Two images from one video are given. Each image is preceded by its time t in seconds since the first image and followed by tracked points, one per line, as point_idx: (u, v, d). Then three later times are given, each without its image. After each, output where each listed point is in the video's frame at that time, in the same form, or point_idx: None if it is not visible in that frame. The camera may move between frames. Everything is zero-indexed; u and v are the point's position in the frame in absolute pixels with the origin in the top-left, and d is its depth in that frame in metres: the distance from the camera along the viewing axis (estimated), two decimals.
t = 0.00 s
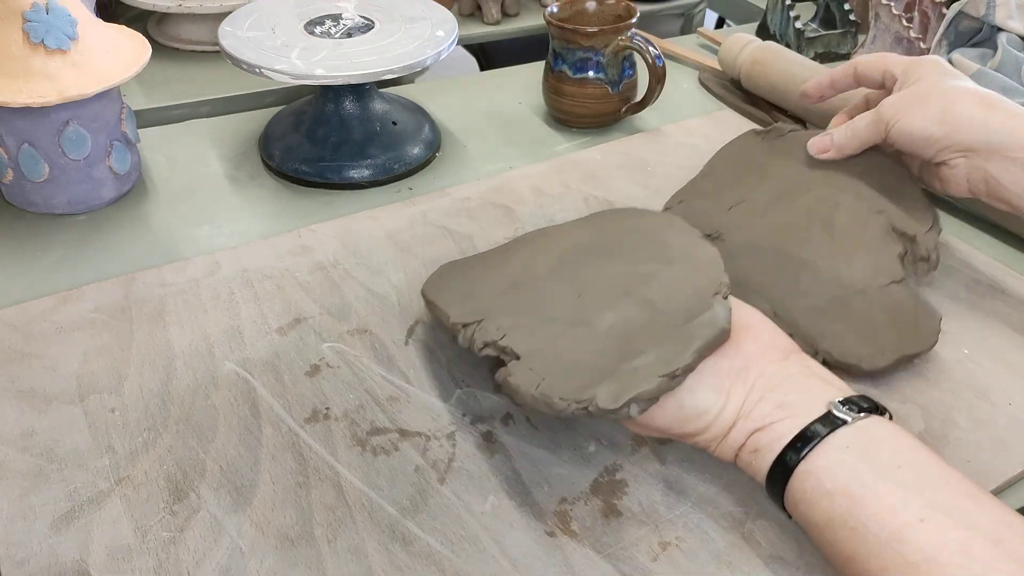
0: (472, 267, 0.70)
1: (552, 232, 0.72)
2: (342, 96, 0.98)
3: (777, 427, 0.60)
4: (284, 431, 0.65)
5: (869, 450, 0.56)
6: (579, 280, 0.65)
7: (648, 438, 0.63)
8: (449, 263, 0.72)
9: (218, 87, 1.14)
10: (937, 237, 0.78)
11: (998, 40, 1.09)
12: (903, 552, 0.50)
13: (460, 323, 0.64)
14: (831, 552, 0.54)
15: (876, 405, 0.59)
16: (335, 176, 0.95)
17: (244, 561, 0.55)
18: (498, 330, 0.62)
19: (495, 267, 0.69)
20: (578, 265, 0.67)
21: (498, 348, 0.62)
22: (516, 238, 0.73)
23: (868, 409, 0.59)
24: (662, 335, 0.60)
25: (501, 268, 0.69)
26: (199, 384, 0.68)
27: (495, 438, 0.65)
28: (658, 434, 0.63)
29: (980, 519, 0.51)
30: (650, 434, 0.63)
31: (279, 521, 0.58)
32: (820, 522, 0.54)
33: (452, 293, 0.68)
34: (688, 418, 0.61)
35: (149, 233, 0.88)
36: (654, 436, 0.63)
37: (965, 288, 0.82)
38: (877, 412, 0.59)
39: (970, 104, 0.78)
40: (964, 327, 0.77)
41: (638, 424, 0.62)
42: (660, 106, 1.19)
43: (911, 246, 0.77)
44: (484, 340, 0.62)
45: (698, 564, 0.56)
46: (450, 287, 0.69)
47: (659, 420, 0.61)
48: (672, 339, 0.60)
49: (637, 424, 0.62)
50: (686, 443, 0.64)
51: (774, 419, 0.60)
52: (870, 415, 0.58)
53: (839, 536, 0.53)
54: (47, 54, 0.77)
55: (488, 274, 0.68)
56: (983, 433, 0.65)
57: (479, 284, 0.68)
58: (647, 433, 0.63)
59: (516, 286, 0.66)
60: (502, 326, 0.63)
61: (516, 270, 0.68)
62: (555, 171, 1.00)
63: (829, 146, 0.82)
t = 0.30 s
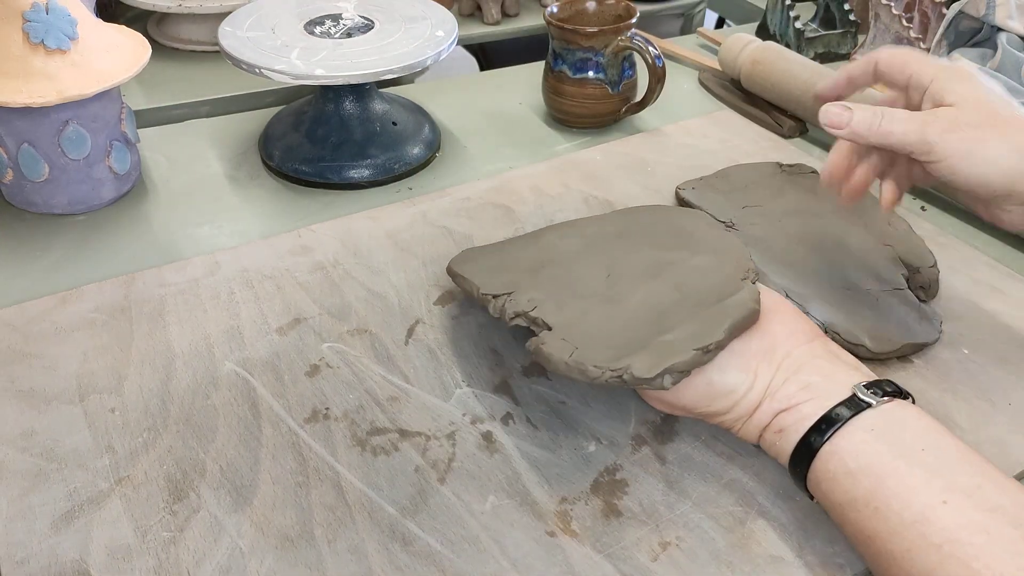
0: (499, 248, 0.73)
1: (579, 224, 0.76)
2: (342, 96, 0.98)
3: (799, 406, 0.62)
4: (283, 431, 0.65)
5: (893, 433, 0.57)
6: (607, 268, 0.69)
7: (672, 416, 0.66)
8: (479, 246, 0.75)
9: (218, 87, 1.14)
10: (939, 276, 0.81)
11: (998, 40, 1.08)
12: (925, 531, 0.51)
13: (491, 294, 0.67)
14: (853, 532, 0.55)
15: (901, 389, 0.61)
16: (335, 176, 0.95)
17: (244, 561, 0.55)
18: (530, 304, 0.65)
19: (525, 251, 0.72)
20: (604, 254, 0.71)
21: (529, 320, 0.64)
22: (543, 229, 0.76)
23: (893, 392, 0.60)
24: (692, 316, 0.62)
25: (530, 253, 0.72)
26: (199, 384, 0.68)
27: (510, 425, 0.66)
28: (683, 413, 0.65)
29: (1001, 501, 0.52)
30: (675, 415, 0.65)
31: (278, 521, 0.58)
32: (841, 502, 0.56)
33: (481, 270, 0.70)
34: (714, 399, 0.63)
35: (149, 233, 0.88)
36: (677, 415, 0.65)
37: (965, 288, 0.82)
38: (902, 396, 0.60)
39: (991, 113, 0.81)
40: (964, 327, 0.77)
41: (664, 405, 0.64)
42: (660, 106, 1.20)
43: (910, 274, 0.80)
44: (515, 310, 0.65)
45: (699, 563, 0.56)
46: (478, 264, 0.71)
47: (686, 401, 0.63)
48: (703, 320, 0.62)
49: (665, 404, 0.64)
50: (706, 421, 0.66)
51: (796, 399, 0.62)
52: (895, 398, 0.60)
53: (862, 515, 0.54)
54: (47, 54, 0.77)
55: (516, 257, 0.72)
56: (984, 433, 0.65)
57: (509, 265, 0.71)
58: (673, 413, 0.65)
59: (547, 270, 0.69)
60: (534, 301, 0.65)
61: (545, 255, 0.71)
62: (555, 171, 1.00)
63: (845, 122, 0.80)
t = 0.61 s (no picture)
0: (492, 254, 0.75)
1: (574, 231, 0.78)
2: (342, 96, 0.98)
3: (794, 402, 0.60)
4: (283, 431, 0.65)
5: (897, 439, 0.55)
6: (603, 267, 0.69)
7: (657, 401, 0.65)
8: (475, 251, 0.77)
9: (218, 87, 1.14)
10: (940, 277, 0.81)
11: (998, 40, 1.10)
12: (930, 537, 0.50)
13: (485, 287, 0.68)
14: (854, 536, 0.53)
15: (903, 397, 0.59)
16: (335, 176, 0.95)
17: (244, 561, 0.55)
18: (523, 292, 0.66)
19: (518, 254, 0.74)
20: (599, 255, 0.72)
21: (521, 305, 0.65)
22: (537, 237, 0.78)
23: (894, 398, 0.59)
24: (689, 298, 0.62)
25: (523, 255, 0.73)
26: (199, 384, 0.68)
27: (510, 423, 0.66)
28: (668, 398, 0.64)
29: (1008, 517, 0.50)
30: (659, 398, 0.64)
31: (279, 522, 0.58)
32: (842, 504, 0.54)
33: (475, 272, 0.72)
34: (700, 380, 0.62)
35: (149, 233, 0.88)
36: (664, 401, 0.64)
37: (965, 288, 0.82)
38: (903, 403, 0.59)
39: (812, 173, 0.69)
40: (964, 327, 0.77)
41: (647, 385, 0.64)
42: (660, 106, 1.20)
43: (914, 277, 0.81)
44: (507, 297, 0.66)
45: (699, 564, 0.56)
46: (471, 268, 0.73)
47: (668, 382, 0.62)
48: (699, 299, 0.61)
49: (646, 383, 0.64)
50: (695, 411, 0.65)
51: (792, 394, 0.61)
52: (897, 403, 0.58)
53: (865, 520, 0.52)
54: (47, 54, 0.77)
55: (510, 260, 0.73)
56: (984, 433, 0.65)
57: (502, 267, 0.72)
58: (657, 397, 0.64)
59: (542, 270, 0.70)
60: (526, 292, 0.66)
61: (537, 258, 0.73)
62: (555, 171, 1.00)
63: (721, 216, 0.71)
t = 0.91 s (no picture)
0: (494, 299, 0.77)
1: (561, 267, 0.81)
2: (342, 96, 0.98)
3: None
4: (284, 431, 0.65)
5: None
6: (603, 321, 0.74)
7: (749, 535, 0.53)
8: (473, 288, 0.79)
9: (218, 87, 1.14)
10: (939, 276, 0.81)
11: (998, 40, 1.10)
12: None
13: (513, 404, 0.66)
14: None
15: None
16: (335, 176, 0.95)
17: (244, 561, 0.55)
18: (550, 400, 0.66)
19: (520, 306, 0.76)
20: (596, 305, 0.76)
21: (553, 432, 0.64)
22: (528, 270, 0.81)
23: None
24: (692, 370, 0.68)
25: (526, 309, 0.76)
26: (199, 384, 0.68)
27: (511, 421, 0.66)
28: (762, 536, 0.53)
29: None
30: (750, 535, 0.53)
31: (278, 522, 0.58)
32: None
33: (484, 334, 0.73)
34: (800, 519, 0.50)
35: (149, 233, 0.88)
36: (758, 538, 0.53)
37: (965, 287, 0.82)
38: None
39: (898, 190, 0.57)
40: (965, 327, 0.77)
41: (738, 513, 0.53)
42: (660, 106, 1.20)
43: (910, 274, 0.82)
44: (540, 425, 0.64)
45: (699, 564, 0.56)
46: (478, 325, 0.74)
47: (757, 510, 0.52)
48: (698, 373, 0.68)
49: (732, 509, 0.54)
50: None
51: None
52: None
53: None
54: (47, 54, 0.77)
55: (515, 314, 0.75)
56: (984, 434, 0.65)
57: (509, 327, 0.74)
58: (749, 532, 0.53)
59: (547, 327, 0.73)
60: (547, 376, 0.68)
61: (539, 311, 0.75)
62: (555, 171, 1.00)
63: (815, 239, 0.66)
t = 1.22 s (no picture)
0: (494, 299, 0.77)
1: (562, 267, 0.81)
2: (342, 96, 0.98)
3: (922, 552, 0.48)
4: (284, 431, 0.65)
5: None
6: (602, 321, 0.74)
7: (738, 499, 0.53)
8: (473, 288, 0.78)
9: (218, 87, 1.14)
10: (939, 276, 0.81)
11: (998, 40, 1.10)
12: None
13: (513, 404, 0.66)
14: None
15: None
16: (335, 176, 0.95)
17: (245, 561, 0.55)
18: (549, 399, 0.66)
19: (520, 306, 0.76)
20: (596, 305, 0.76)
21: (553, 433, 0.64)
22: (529, 270, 0.81)
23: None
24: (691, 369, 0.68)
25: (526, 309, 0.75)
26: (199, 384, 0.68)
27: (511, 421, 0.66)
28: (754, 497, 0.52)
29: None
30: (740, 497, 0.53)
31: (278, 521, 0.58)
32: None
33: (484, 333, 0.73)
34: (803, 478, 0.52)
35: (149, 233, 0.88)
36: (748, 501, 0.52)
37: (965, 287, 0.82)
38: None
39: None
40: (964, 327, 0.77)
41: (734, 473, 0.54)
42: (660, 106, 1.20)
43: (910, 274, 0.82)
44: (540, 425, 0.64)
45: (699, 564, 0.56)
46: (478, 325, 0.74)
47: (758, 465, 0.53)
48: (696, 373, 0.68)
49: (728, 471, 0.54)
50: (787, 543, 0.51)
51: (932, 548, 0.48)
52: None
53: None
54: (47, 54, 0.77)
55: (515, 313, 0.75)
56: (984, 433, 0.65)
57: (509, 327, 0.74)
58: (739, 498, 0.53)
59: (546, 327, 0.73)
60: (546, 375, 0.68)
61: (539, 311, 0.75)
62: (555, 171, 1.00)
63: None
